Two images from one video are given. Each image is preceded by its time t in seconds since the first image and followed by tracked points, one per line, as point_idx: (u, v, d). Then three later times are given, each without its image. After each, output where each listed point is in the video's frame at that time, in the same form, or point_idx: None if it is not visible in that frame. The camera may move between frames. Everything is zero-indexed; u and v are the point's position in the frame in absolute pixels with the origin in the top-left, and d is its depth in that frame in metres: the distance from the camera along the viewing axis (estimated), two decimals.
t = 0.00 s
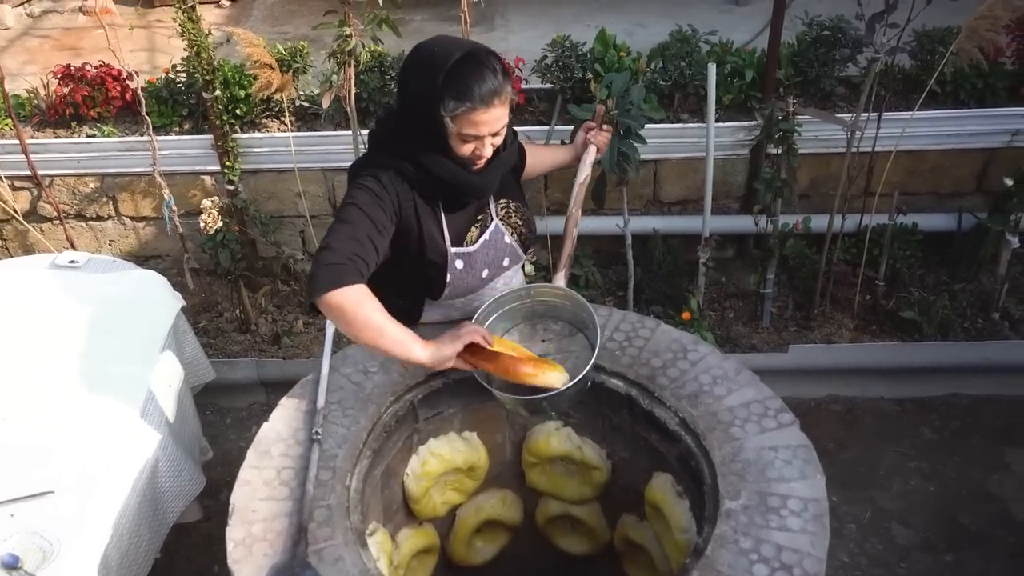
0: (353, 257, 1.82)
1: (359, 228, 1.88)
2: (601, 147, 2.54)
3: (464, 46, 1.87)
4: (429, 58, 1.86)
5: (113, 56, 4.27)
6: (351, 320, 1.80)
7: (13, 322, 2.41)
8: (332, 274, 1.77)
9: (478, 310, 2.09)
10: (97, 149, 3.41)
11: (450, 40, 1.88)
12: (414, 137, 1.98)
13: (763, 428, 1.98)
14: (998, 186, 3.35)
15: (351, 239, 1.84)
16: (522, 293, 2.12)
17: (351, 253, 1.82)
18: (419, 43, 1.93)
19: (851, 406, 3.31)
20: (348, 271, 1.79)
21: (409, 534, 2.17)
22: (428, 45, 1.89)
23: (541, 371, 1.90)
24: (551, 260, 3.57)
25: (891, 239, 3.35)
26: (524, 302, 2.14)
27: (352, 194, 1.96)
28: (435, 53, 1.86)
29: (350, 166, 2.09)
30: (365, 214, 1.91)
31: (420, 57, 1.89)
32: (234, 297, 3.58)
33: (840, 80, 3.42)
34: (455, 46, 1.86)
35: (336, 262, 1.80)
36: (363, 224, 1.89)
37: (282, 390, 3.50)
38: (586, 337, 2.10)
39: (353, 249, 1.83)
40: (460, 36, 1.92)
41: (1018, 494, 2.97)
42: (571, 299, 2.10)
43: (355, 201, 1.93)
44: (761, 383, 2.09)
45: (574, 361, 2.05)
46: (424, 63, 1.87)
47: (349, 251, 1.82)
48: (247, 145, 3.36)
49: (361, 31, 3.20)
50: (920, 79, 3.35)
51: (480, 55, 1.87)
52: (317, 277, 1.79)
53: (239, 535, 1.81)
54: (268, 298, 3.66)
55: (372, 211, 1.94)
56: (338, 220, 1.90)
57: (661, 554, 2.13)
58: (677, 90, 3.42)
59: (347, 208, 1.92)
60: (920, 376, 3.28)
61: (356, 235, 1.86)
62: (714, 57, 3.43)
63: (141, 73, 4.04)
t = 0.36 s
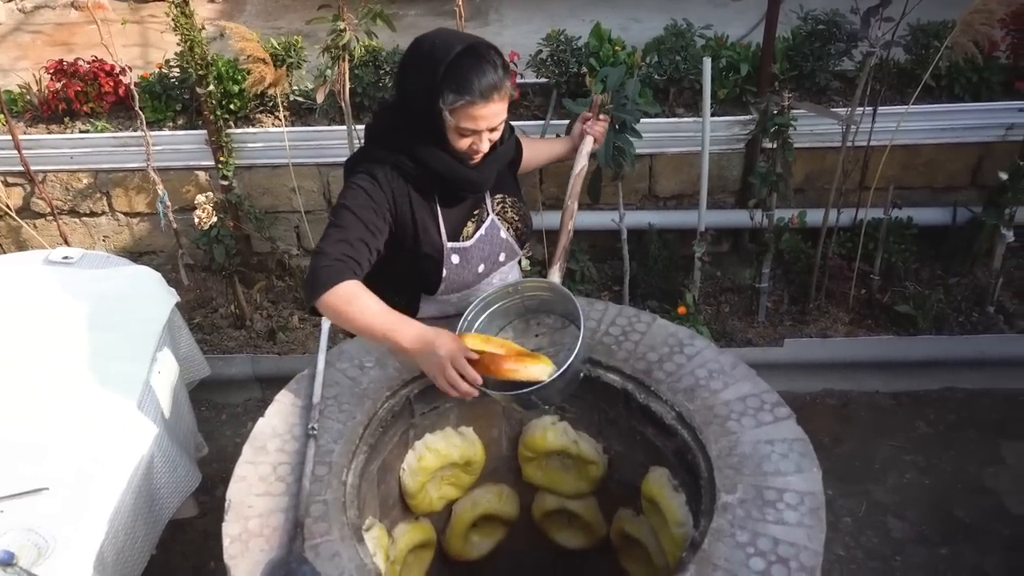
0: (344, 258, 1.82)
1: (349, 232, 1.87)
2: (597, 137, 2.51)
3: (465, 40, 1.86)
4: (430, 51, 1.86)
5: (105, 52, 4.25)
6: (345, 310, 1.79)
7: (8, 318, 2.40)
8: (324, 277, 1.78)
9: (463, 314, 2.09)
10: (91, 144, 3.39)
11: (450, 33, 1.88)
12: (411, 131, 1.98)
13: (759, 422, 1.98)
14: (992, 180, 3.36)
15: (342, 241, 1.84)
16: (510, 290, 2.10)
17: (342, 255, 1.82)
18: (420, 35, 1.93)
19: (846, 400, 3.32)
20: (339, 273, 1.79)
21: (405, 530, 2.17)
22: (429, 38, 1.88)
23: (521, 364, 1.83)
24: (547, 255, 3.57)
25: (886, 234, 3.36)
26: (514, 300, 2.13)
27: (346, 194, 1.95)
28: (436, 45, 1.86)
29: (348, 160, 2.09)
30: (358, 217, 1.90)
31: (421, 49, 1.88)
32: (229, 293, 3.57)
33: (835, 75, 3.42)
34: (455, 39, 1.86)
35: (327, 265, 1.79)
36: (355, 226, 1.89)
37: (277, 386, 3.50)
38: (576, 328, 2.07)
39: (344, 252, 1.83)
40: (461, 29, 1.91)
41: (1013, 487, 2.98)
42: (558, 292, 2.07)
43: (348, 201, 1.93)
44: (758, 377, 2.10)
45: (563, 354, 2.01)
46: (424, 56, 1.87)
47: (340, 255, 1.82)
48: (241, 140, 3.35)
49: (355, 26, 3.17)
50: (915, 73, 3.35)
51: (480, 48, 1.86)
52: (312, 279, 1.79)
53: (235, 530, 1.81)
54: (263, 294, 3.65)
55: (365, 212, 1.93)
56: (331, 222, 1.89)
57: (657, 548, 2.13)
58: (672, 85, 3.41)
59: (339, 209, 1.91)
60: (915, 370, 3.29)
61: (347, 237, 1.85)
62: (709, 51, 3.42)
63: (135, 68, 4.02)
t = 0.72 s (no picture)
0: (365, 256, 1.87)
1: (363, 232, 1.91)
2: (594, 130, 2.54)
3: (451, 34, 1.87)
4: (417, 45, 1.87)
5: (98, 49, 4.23)
6: (376, 305, 1.83)
7: None
8: (350, 277, 1.83)
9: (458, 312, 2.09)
10: (83, 141, 3.38)
11: (437, 28, 1.89)
12: (402, 126, 1.99)
13: (753, 417, 1.98)
14: (985, 176, 3.37)
15: (358, 240, 1.89)
16: (504, 286, 2.10)
17: (361, 254, 1.87)
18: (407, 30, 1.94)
19: (839, 395, 3.33)
20: (360, 270, 1.84)
21: (401, 526, 2.17)
22: (416, 33, 1.89)
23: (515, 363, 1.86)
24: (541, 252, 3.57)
25: (879, 230, 3.37)
26: (507, 296, 2.13)
27: (349, 193, 1.98)
28: (422, 39, 1.87)
29: (341, 157, 2.11)
30: (365, 214, 1.95)
31: (408, 44, 1.90)
32: (223, 291, 3.56)
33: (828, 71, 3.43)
34: (442, 33, 1.86)
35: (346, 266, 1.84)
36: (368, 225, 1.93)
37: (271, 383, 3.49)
38: (571, 327, 2.08)
39: (362, 250, 1.88)
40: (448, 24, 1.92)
41: (1005, 481, 3.00)
42: (552, 288, 2.07)
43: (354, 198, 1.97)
44: (752, 372, 2.10)
45: (558, 354, 2.04)
46: (412, 51, 1.88)
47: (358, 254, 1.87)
48: (235, 137, 3.35)
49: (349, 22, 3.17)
50: (907, 69, 3.37)
51: (468, 42, 1.86)
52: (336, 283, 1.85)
53: (230, 527, 1.81)
54: (257, 291, 3.65)
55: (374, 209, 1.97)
56: (342, 224, 1.94)
57: (652, 543, 2.14)
58: (666, 81, 3.42)
59: (348, 210, 1.95)
60: (908, 365, 3.30)
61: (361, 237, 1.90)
62: (703, 47, 3.43)
63: (127, 65, 4.01)
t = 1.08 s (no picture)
0: (329, 251, 1.88)
1: (332, 229, 1.91)
2: (588, 131, 2.58)
3: (448, 31, 1.87)
4: (414, 42, 1.87)
5: (91, 49, 4.22)
6: (337, 298, 1.84)
7: None
8: (311, 272, 1.83)
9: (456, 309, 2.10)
10: (77, 142, 3.38)
11: (435, 25, 1.89)
12: (397, 123, 2.00)
13: (748, 414, 1.99)
14: (977, 174, 3.39)
15: (326, 236, 1.90)
16: (503, 284, 2.11)
17: (327, 250, 1.88)
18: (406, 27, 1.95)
19: (834, 393, 3.35)
20: (323, 268, 1.84)
21: (397, 525, 2.18)
22: (414, 30, 1.90)
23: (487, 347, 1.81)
24: (536, 251, 3.57)
25: (872, 228, 3.39)
26: (506, 296, 2.14)
27: (331, 186, 2.00)
28: (420, 37, 1.87)
29: (337, 152, 2.12)
30: (341, 215, 1.94)
31: (406, 41, 1.90)
32: (218, 291, 3.56)
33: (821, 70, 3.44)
34: (439, 31, 1.87)
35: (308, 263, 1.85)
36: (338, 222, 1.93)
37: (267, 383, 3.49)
38: (569, 325, 2.08)
39: (329, 248, 1.88)
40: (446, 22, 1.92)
41: (999, 478, 3.01)
42: (552, 287, 2.08)
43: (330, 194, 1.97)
44: (747, 370, 2.11)
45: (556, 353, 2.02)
46: (408, 48, 1.89)
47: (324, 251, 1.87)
48: (229, 137, 3.34)
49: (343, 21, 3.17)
50: (900, 67, 3.38)
51: (465, 40, 1.86)
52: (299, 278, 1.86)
53: (227, 527, 1.81)
54: (252, 291, 3.64)
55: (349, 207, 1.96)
56: (315, 221, 1.94)
57: (648, 541, 2.14)
58: (660, 80, 3.43)
59: (323, 208, 1.95)
60: (902, 362, 3.31)
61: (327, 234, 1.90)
62: (696, 46, 3.44)
63: (121, 65, 4.00)
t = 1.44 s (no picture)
0: (324, 249, 1.90)
1: (327, 229, 1.94)
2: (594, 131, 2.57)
3: (441, 31, 1.88)
4: (407, 42, 1.88)
5: (93, 53, 4.23)
6: (329, 297, 1.86)
7: None
8: (305, 271, 1.86)
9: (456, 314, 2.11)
10: (79, 146, 3.38)
11: (429, 25, 1.90)
12: (391, 122, 2.01)
13: (750, 416, 1.99)
14: (978, 175, 3.39)
15: (321, 235, 1.93)
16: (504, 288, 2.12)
17: (321, 249, 1.90)
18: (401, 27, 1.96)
19: (836, 395, 3.35)
20: (317, 267, 1.86)
21: (400, 528, 2.18)
22: (407, 30, 1.91)
23: (483, 354, 1.85)
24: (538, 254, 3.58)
25: (874, 230, 3.39)
26: (506, 300, 2.14)
27: (327, 186, 2.02)
28: (413, 37, 1.88)
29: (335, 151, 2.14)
30: (337, 214, 1.96)
31: (399, 41, 1.91)
32: (220, 294, 3.56)
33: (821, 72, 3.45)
34: (433, 31, 1.88)
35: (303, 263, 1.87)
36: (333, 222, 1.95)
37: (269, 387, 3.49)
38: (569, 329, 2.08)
39: (324, 248, 1.91)
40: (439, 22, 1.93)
41: (1001, 479, 3.01)
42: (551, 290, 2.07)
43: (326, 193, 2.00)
44: (749, 372, 2.11)
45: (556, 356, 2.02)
46: (402, 48, 1.90)
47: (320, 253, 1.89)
48: (231, 140, 3.35)
49: (345, 25, 3.18)
50: (900, 69, 3.39)
51: (457, 40, 1.87)
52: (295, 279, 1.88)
53: (230, 530, 1.81)
54: (254, 295, 3.65)
55: (345, 206, 1.98)
56: (311, 221, 1.97)
57: (650, 544, 2.14)
58: (660, 83, 3.43)
59: (319, 208, 1.98)
60: (903, 364, 3.31)
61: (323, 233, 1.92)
62: (697, 49, 3.44)
63: (122, 69, 4.01)
